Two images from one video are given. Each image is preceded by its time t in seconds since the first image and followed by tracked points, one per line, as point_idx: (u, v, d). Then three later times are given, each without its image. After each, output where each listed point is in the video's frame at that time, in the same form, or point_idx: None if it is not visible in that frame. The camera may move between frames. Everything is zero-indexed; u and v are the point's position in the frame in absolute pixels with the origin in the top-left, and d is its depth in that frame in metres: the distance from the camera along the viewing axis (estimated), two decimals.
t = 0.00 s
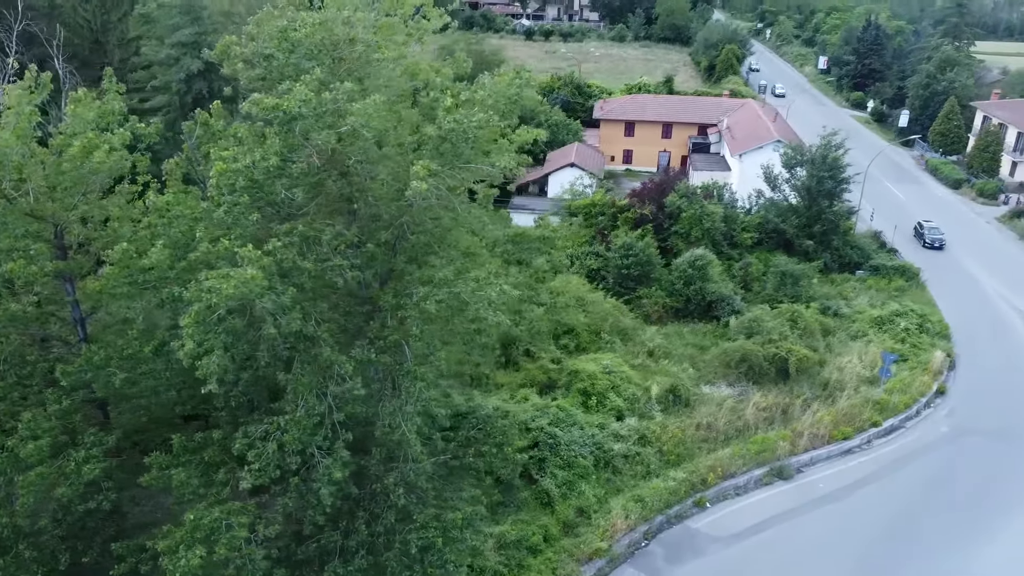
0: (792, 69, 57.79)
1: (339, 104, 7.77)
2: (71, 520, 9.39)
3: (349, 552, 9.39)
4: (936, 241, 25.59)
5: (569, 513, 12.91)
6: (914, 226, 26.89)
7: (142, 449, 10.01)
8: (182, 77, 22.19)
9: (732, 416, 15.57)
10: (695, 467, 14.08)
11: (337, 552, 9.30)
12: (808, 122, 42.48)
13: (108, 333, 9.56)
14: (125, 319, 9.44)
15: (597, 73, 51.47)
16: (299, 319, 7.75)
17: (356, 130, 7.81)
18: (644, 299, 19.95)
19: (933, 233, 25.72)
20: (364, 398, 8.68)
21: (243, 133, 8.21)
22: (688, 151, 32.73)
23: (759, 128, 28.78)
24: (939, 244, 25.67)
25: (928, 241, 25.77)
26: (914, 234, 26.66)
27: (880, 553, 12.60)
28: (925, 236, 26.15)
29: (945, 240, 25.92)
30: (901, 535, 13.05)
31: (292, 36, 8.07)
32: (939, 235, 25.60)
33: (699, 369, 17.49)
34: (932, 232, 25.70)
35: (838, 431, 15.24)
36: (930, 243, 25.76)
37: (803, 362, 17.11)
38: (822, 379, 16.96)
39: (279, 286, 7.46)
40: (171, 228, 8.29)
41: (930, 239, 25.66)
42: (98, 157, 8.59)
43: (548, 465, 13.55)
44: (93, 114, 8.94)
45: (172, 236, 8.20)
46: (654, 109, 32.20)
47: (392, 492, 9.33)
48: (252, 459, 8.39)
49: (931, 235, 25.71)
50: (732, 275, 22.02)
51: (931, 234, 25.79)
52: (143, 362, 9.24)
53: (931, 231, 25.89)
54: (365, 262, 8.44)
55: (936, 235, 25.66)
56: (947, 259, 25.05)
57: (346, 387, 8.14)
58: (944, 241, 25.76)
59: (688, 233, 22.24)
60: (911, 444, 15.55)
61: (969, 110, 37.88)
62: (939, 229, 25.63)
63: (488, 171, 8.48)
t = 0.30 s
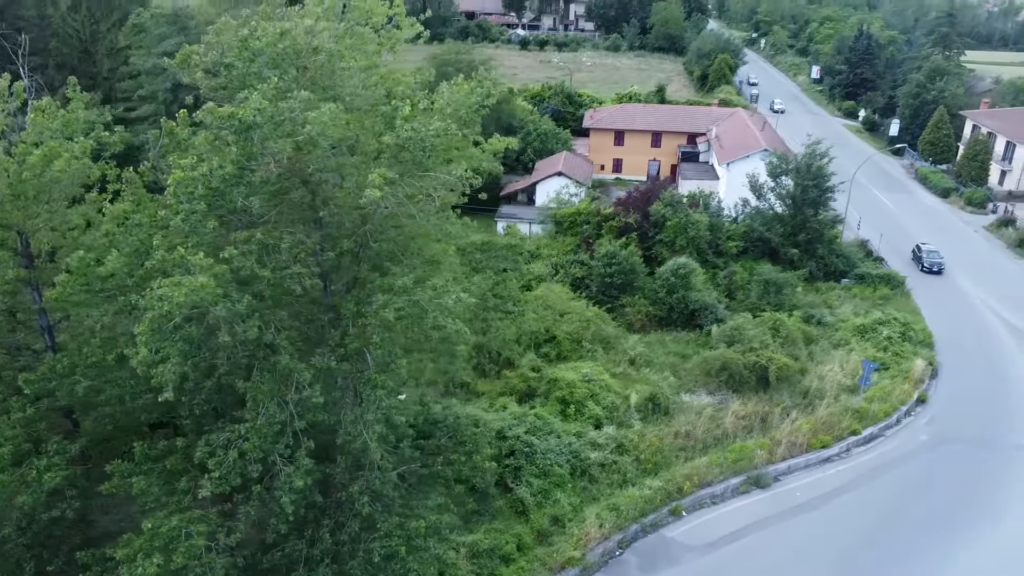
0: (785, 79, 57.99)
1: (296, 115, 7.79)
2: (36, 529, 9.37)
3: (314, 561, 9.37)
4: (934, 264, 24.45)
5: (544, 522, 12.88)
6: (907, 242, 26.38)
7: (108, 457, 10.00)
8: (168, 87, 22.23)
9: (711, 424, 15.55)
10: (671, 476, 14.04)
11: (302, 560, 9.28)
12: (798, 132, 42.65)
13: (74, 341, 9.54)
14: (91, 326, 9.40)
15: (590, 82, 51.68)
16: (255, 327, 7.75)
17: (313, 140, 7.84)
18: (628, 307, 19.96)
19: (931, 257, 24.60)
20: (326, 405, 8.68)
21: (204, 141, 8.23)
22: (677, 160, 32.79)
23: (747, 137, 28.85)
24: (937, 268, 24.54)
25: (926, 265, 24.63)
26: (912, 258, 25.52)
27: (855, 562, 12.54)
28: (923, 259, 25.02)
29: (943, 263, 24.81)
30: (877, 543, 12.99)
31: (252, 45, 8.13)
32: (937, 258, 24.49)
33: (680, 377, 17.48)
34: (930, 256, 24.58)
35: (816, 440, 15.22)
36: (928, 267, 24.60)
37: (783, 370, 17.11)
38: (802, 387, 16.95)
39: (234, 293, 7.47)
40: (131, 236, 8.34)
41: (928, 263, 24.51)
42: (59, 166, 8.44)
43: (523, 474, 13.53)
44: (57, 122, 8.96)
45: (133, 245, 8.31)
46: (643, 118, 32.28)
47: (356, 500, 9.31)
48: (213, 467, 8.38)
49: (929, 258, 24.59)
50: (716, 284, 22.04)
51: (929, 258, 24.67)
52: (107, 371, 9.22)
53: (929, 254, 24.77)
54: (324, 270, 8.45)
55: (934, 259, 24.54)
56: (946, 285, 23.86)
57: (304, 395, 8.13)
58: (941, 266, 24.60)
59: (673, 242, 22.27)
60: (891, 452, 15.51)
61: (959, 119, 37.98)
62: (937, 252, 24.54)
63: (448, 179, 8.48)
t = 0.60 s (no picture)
0: (777, 89, 58.22)
1: (248, 127, 7.83)
2: None
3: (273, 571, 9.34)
4: (930, 292, 23.03)
5: (514, 532, 12.83)
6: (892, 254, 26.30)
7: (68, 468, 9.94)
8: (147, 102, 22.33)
9: (686, 435, 15.54)
10: (644, 486, 13.99)
11: (261, 571, 9.25)
12: (788, 143, 42.79)
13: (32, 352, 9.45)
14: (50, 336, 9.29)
15: (582, 93, 51.91)
16: (205, 338, 7.75)
17: (262, 149, 7.84)
18: (608, 317, 19.98)
19: (926, 284, 23.19)
20: (283, 415, 8.67)
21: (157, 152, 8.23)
22: (665, 170, 32.86)
23: (733, 147, 28.96)
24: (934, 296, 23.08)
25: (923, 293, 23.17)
26: (907, 284, 24.26)
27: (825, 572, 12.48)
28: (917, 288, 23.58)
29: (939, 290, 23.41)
30: (847, 553, 12.95)
31: (206, 57, 8.19)
32: (933, 286, 23.06)
33: (658, 387, 17.48)
34: (924, 284, 23.16)
35: (791, 450, 15.19)
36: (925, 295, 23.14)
37: (760, 380, 17.11)
38: (779, 397, 16.95)
39: (181, 304, 7.49)
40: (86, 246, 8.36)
41: (925, 291, 23.07)
42: (13, 176, 8.42)
43: (494, 484, 13.52)
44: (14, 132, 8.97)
45: (87, 252, 8.53)
46: (631, 128, 32.39)
47: (316, 510, 9.30)
48: (167, 477, 8.36)
49: (924, 286, 23.18)
50: (699, 294, 22.06)
51: (923, 286, 23.25)
52: (65, 381, 9.18)
53: (923, 282, 23.35)
54: (276, 279, 8.44)
55: (930, 286, 23.11)
56: (944, 315, 22.41)
57: (257, 405, 8.11)
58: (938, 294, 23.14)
59: (655, 252, 22.32)
60: (866, 462, 15.52)
61: (947, 129, 38.10)
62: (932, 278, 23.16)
63: (402, 190, 8.50)
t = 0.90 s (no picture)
0: (771, 99, 58.43)
1: (205, 141, 7.91)
2: None
3: None
4: (925, 318, 21.94)
5: (487, 542, 12.78)
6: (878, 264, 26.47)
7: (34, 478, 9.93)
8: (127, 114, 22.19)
9: (664, 444, 15.53)
10: (620, 495, 13.95)
11: None
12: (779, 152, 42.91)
13: None
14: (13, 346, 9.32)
15: (575, 102, 52.10)
16: (161, 348, 7.76)
17: (219, 159, 7.87)
18: (591, 326, 19.97)
19: (920, 310, 22.11)
20: (245, 424, 8.68)
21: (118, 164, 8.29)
22: (654, 179, 32.93)
23: (720, 157, 29.06)
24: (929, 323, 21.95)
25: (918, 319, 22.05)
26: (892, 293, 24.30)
27: None
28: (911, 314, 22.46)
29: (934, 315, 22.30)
30: (825, 560, 12.83)
31: (166, 68, 8.26)
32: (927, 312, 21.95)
33: (639, 397, 17.47)
34: (918, 310, 22.08)
35: (769, 459, 15.17)
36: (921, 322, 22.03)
37: (740, 390, 17.11)
38: (758, 407, 16.95)
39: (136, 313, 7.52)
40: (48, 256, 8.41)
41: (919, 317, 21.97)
42: None
43: (469, 493, 13.50)
44: None
45: (45, 260, 8.95)
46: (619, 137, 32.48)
47: (279, 520, 9.28)
48: (126, 488, 8.35)
49: (918, 312, 22.08)
50: (683, 303, 22.09)
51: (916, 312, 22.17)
52: (28, 391, 9.19)
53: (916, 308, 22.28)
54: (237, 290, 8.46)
55: (923, 312, 22.00)
56: (939, 342, 21.28)
57: (214, 415, 8.10)
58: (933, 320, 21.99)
59: (639, 261, 22.37)
60: (844, 470, 15.48)
61: (936, 139, 38.22)
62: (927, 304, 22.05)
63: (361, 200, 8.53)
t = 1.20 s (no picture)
0: (764, 108, 58.63)
1: (162, 151, 7.94)
2: None
3: None
4: (915, 346, 20.81)
5: (460, 552, 12.69)
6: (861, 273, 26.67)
7: None
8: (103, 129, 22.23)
9: (642, 454, 15.52)
10: (595, 505, 13.88)
11: None
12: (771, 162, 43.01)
13: None
14: None
15: (569, 112, 52.32)
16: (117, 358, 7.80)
17: (176, 170, 7.90)
18: (573, 336, 19.97)
19: (910, 338, 20.99)
20: (207, 434, 8.69)
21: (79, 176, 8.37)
22: (643, 189, 33.00)
23: (708, 167, 29.16)
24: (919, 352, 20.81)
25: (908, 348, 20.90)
26: (876, 303, 24.33)
27: None
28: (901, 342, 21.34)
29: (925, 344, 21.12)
30: (801, 570, 12.73)
31: (127, 80, 8.34)
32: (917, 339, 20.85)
33: (619, 406, 17.45)
34: (908, 337, 20.96)
35: (746, 469, 15.15)
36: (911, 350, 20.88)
37: (719, 400, 17.13)
38: (738, 416, 16.96)
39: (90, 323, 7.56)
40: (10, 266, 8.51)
41: (909, 346, 20.82)
42: None
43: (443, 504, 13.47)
44: None
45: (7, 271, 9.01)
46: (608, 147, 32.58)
47: (243, 531, 9.26)
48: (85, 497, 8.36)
49: (908, 340, 20.96)
50: (667, 312, 22.10)
51: (906, 340, 21.05)
52: None
53: (906, 336, 21.17)
54: (196, 300, 8.49)
55: (914, 340, 20.88)
56: (930, 373, 20.09)
57: (172, 425, 8.12)
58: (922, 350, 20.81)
59: (624, 271, 22.43)
60: (822, 480, 15.45)
61: (926, 149, 38.33)
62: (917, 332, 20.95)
63: (319, 210, 8.54)
